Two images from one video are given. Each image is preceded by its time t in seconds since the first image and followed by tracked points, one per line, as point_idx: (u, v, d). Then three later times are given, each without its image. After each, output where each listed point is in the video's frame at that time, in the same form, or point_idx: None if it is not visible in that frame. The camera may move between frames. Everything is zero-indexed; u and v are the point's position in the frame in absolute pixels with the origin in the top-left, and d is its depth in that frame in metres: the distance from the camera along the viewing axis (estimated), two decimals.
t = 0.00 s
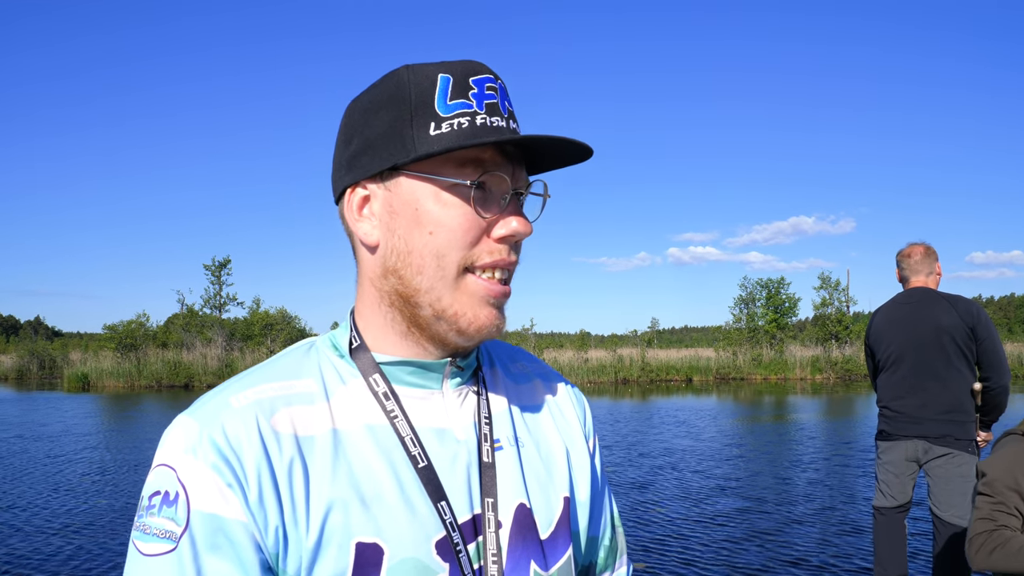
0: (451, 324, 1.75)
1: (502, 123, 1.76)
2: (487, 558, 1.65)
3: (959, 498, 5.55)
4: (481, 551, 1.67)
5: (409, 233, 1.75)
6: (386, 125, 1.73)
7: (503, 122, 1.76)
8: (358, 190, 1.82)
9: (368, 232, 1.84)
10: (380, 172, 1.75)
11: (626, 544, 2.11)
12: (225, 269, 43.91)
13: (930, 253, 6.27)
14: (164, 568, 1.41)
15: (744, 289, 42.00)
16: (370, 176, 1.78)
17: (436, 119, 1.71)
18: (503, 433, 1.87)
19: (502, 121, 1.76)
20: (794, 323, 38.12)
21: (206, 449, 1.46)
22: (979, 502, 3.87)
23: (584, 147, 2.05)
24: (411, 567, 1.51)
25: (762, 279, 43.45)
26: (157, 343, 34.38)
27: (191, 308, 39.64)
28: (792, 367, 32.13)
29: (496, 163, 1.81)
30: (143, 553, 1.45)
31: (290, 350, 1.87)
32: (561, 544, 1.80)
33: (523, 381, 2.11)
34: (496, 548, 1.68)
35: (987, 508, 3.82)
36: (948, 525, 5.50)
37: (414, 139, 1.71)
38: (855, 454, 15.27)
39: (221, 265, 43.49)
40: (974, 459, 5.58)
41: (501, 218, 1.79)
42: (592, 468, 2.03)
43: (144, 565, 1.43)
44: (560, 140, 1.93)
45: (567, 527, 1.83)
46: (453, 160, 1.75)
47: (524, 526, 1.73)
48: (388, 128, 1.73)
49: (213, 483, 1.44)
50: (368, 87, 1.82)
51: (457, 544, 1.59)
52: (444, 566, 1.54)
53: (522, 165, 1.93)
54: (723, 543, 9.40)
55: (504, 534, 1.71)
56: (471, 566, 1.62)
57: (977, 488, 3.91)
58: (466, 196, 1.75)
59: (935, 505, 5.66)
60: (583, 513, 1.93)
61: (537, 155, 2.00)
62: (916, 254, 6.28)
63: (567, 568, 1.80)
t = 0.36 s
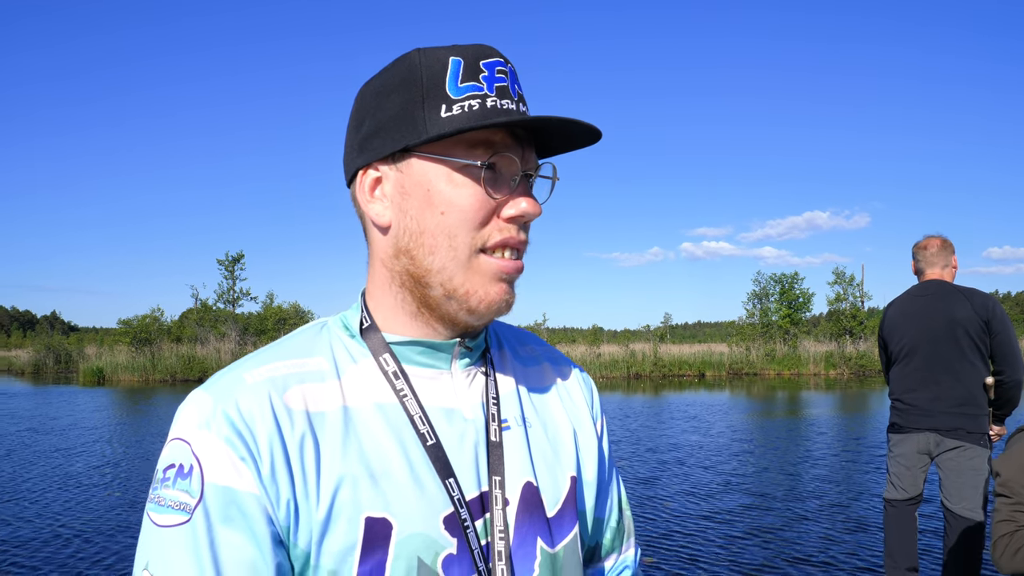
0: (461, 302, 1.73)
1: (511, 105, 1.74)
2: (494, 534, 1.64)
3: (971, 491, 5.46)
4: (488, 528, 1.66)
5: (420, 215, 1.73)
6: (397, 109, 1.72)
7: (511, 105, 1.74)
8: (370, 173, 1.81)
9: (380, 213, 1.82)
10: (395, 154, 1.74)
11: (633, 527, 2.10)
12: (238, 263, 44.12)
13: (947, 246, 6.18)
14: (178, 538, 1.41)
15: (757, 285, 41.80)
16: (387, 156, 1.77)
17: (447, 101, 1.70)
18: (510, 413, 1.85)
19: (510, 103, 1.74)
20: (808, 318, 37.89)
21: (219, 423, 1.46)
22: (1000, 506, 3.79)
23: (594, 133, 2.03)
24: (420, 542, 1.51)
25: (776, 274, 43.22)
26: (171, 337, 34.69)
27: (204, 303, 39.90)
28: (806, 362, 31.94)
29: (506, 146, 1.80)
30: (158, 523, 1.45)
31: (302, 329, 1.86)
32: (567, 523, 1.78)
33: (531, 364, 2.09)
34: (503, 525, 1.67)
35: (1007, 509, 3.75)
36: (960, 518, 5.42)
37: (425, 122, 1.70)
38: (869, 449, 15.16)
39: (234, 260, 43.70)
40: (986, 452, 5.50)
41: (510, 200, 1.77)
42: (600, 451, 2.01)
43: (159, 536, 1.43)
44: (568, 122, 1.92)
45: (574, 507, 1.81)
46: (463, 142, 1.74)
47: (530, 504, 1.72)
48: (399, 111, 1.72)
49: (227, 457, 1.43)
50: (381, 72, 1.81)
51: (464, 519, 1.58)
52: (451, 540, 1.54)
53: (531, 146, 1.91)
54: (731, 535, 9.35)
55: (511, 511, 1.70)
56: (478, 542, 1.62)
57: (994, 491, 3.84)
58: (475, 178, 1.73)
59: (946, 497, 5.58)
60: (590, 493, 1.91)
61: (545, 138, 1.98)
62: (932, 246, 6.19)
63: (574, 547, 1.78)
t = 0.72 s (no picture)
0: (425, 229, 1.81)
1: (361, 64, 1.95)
2: (504, 520, 1.62)
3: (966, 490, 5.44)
4: (499, 515, 1.63)
5: (366, 185, 1.88)
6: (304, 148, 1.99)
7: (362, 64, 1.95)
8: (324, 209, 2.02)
9: (344, 225, 1.98)
10: (317, 178, 1.97)
11: (639, 518, 2.08)
12: (237, 259, 44.07)
13: (947, 246, 6.16)
14: (190, 532, 1.37)
15: (756, 285, 41.81)
16: (316, 188, 2.01)
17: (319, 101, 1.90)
18: (520, 399, 1.84)
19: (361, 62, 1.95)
20: (806, 318, 37.93)
21: (233, 416, 1.43)
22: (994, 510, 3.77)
23: (462, 39, 2.18)
24: (433, 531, 1.47)
25: (776, 274, 43.22)
26: (169, 332, 34.69)
27: (203, 298, 39.86)
28: (804, 363, 31.95)
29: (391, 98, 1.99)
30: (170, 518, 1.42)
31: (309, 320, 1.84)
32: (574, 513, 1.75)
33: (541, 351, 2.09)
34: (513, 506, 1.65)
35: (1002, 511, 3.73)
36: (953, 518, 5.39)
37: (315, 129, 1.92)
38: (866, 450, 15.17)
39: (233, 255, 43.63)
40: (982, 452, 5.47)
41: (420, 120, 1.93)
42: (607, 441, 1.98)
43: (171, 531, 1.40)
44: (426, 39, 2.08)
45: (581, 496, 1.78)
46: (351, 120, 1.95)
47: (540, 493, 1.69)
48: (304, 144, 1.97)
49: (241, 450, 1.40)
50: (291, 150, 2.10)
51: (474, 505, 1.55)
52: (462, 529, 1.51)
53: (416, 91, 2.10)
54: (724, 535, 9.34)
55: (521, 499, 1.67)
56: (489, 530, 1.59)
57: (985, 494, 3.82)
58: (376, 125, 1.92)
59: (941, 497, 5.55)
60: (597, 485, 1.88)
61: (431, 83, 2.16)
62: (932, 246, 6.17)
63: (579, 536, 1.75)
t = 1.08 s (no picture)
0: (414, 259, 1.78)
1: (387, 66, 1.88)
2: (504, 529, 1.60)
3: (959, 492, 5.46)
4: (498, 524, 1.61)
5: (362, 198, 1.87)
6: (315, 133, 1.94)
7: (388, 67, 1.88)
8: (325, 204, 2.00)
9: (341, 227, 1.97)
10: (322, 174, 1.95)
11: (640, 525, 2.07)
12: (227, 262, 43.88)
13: (940, 249, 6.20)
14: (184, 545, 1.35)
15: (747, 287, 42.00)
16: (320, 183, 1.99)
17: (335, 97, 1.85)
18: (517, 407, 1.83)
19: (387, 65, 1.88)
20: (797, 320, 38.14)
21: (224, 426, 1.41)
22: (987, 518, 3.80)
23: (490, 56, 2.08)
24: (431, 541, 1.46)
25: (767, 276, 43.42)
26: (159, 336, 34.52)
27: (192, 302, 39.66)
28: (795, 365, 32.09)
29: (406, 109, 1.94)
30: (161, 531, 1.39)
31: (302, 329, 1.82)
32: (576, 520, 1.74)
33: (538, 359, 2.09)
34: (512, 515, 1.63)
35: (996, 519, 3.76)
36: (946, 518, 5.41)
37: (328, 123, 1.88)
38: (857, 452, 15.25)
39: (223, 258, 43.41)
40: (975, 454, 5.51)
41: (426, 145, 1.88)
42: (607, 447, 1.99)
43: (163, 544, 1.37)
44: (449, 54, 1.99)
45: (581, 502, 1.78)
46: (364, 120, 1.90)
47: (539, 500, 1.68)
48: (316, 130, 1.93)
49: (233, 460, 1.38)
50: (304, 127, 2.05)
51: (472, 513, 1.54)
52: (460, 537, 1.50)
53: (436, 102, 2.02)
54: (710, 541, 9.31)
55: (521, 506, 1.66)
56: (489, 539, 1.57)
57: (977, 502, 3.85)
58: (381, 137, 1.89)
59: (935, 499, 5.58)
60: (597, 491, 1.88)
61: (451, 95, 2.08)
62: (925, 249, 6.21)
63: (581, 545, 1.74)
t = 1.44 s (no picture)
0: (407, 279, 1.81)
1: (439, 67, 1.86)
2: (522, 547, 1.64)
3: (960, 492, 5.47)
4: (515, 541, 1.65)
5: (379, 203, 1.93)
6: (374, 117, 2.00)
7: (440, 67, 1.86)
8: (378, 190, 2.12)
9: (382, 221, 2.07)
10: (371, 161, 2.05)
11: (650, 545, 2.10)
12: (223, 263, 43.75)
13: (939, 250, 6.20)
14: (204, 542, 1.35)
15: (745, 286, 42.01)
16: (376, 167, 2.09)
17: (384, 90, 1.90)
18: (538, 424, 1.89)
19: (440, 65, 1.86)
20: (794, 320, 38.15)
21: (250, 424, 1.43)
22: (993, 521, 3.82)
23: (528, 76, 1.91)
24: (450, 553, 1.50)
25: (764, 275, 43.47)
26: (155, 337, 34.40)
27: (189, 303, 39.56)
28: (793, 364, 32.13)
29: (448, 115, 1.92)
30: (181, 527, 1.38)
31: (327, 329, 1.86)
32: (596, 541, 1.79)
33: (560, 372, 2.15)
34: (531, 536, 1.66)
35: (1002, 524, 3.78)
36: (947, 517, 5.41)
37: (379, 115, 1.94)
38: (855, 452, 15.28)
39: (220, 258, 43.27)
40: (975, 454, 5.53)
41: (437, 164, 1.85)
42: (627, 468, 2.03)
43: (183, 541, 1.36)
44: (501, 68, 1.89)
45: (601, 524, 1.82)
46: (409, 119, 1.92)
47: (560, 516, 1.73)
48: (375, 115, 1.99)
49: (258, 458, 1.40)
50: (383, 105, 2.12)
51: (492, 530, 1.58)
52: (480, 552, 1.54)
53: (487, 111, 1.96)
54: (708, 543, 9.33)
55: (541, 522, 1.70)
56: (507, 556, 1.61)
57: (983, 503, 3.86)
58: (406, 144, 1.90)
59: (936, 498, 5.58)
60: (616, 511, 1.93)
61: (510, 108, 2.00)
62: (924, 250, 6.21)
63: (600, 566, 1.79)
